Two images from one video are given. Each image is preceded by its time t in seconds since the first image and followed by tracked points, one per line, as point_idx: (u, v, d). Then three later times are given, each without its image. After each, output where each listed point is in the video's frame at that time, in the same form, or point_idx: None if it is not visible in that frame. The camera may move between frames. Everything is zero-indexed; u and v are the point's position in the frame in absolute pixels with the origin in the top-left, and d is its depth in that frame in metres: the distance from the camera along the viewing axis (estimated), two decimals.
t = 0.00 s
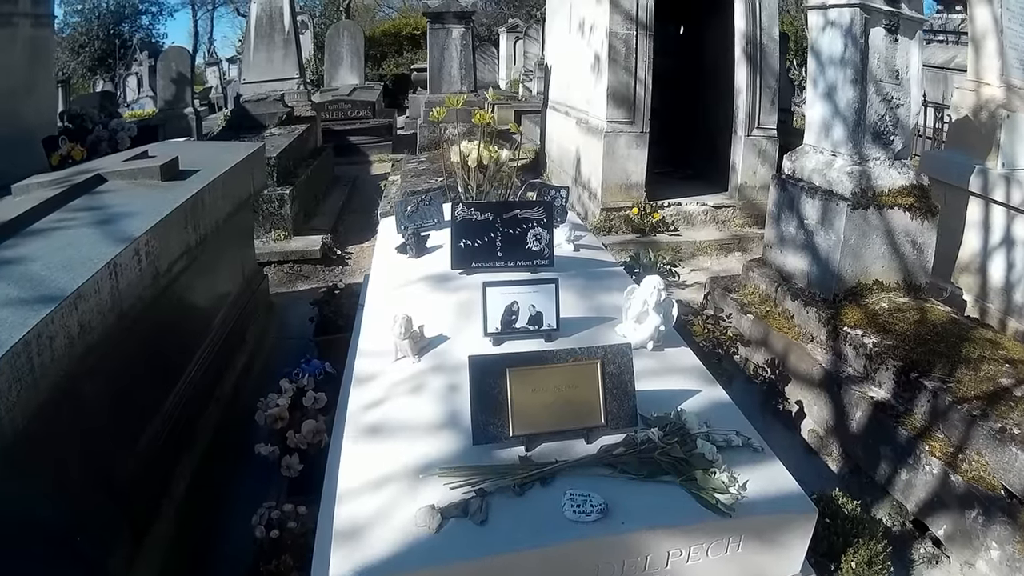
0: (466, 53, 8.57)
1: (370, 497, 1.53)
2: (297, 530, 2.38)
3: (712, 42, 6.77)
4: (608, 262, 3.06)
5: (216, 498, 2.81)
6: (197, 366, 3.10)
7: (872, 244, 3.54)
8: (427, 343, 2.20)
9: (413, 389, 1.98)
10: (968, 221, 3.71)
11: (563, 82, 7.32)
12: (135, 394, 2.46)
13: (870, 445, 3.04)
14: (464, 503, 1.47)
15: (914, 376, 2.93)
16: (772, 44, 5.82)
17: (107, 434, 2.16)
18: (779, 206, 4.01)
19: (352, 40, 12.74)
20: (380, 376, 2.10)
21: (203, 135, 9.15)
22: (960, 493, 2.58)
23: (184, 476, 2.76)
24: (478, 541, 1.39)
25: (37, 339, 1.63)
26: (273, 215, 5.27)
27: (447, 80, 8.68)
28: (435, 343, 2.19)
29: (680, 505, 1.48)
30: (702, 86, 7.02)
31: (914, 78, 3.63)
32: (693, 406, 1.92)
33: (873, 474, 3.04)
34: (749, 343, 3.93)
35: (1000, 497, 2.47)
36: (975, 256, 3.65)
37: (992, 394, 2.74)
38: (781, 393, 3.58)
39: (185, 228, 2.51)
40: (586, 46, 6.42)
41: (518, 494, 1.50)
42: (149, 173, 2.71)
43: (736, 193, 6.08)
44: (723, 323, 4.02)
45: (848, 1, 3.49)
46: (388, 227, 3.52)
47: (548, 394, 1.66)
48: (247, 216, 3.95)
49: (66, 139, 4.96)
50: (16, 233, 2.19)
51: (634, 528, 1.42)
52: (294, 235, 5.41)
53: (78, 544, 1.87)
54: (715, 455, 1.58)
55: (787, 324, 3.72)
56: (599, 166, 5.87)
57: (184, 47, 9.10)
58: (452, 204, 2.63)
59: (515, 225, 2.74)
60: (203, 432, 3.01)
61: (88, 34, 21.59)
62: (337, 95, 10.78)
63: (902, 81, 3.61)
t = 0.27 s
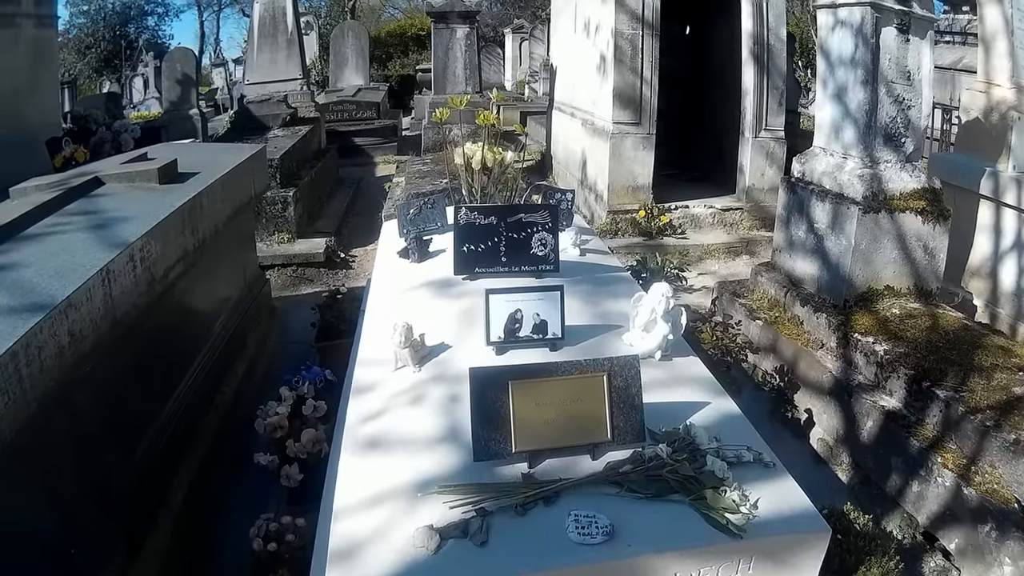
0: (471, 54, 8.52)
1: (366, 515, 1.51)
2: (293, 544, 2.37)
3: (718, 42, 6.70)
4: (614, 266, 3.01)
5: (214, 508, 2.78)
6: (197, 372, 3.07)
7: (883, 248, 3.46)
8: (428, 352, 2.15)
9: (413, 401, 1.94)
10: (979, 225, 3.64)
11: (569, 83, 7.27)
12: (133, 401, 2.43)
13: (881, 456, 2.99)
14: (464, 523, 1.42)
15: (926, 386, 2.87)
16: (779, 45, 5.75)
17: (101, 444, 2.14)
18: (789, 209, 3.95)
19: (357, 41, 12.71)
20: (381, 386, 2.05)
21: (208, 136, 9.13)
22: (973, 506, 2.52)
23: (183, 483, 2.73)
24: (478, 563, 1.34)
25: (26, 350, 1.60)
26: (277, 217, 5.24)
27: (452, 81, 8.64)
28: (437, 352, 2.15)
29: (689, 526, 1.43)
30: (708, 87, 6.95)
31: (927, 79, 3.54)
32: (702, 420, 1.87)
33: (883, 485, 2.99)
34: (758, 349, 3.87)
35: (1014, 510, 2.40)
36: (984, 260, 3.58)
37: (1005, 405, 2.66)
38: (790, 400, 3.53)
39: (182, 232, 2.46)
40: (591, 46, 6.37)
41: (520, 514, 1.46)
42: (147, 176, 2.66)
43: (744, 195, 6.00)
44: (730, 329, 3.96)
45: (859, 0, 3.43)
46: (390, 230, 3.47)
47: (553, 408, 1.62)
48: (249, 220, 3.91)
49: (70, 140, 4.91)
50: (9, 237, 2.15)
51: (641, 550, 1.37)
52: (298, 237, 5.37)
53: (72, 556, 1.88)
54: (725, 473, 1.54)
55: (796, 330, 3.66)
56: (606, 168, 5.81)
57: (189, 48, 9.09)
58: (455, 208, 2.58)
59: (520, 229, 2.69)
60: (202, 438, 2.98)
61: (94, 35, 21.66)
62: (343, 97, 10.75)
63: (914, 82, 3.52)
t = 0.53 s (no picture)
0: (475, 54, 8.47)
1: (364, 532, 1.49)
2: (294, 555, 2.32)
3: (724, 41, 6.64)
4: (621, 272, 2.95)
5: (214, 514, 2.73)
6: (197, 376, 3.02)
7: (895, 254, 3.39)
8: (428, 361, 2.10)
9: (412, 412, 1.90)
10: (990, 229, 3.56)
11: (574, 84, 7.22)
12: (130, 408, 2.40)
13: (892, 465, 2.93)
14: (463, 545, 1.41)
15: (938, 395, 2.80)
16: (786, 45, 5.68)
17: (96, 453, 2.11)
18: (798, 213, 3.89)
19: (362, 42, 12.68)
20: (381, 396, 2.00)
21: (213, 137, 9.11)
22: (986, 520, 2.46)
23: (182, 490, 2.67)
24: None
25: (14, 361, 1.60)
26: (281, 219, 5.19)
27: (456, 81, 8.60)
28: (437, 361, 2.09)
29: (697, 549, 1.41)
30: (713, 87, 6.89)
31: (939, 80, 3.47)
32: (711, 434, 1.84)
33: (895, 496, 2.93)
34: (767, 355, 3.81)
35: None
36: (995, 265, 3.50)
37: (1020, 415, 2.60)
38: (800, 406, 3.47)
39: (177, 235, 2.41)
40: (596, 46, 6.31)
41: (522, 536, 1.44)
42: (143, 181, 2.63)
43: (751, 197, 5.94)
44: (739, 334, 3.91)
45: None
46: (393, 234, 3.42)
47: (556, 423, 1.62)
48: (250, 223, 3.86)
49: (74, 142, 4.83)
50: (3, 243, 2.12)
51: None
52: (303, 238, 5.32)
53: (68, 568, 1.88)
54: (734, 493, 1.52)
55: (806, 336, 3.60)
56: (612, 170, 5.75)
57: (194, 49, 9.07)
58: (457, 213, 2.53)
59: (525, 233, 2.63)
60: (202, 443, 2.92)
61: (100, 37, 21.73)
62: (348, 97, 10.72)
63: (926, 84, 3.46)
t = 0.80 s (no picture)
0: (479, 54, 8.42)
1: (360, 552, 1.46)
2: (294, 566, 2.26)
3: (730, 41, 6.56)
4: (628, 277, 2.89)
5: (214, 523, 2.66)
6: (197, 378, 2.95)
7: (907, 259, 3.31)
8: (428, 372, 2.05)
9: (409, 426, 1.85)
10: (1001, 232, 3.48)
11: (579, 84, 7.15)
12: (126, 412, 2.33)
13: (903, 476, 2.86)
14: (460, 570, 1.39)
15: (951, 405, 2.73)
16: (794, 45, 5.60)
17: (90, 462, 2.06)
18: (808, 217, 3.83)
19: (366, 42, 12.64)
20: (378, 407, 1.94)
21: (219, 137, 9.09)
22: (1000, 535, 2.39)
23: (180, 496, 2.60)
24: None
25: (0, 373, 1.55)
26: (285, 220, 5.15)
27: (460, 82, 8.55)
28: (437, 371, 2.04)
29: None
30: (720, 87, 6.82)
31: (951, 81, 3.39)
32: (719, 451, 1.82)
33: (906, 507, 2.85)
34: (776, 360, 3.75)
35: None
36: (1006, 268, 3.42)
37: None
38: (809, 413, 3.40)
39: (170, 238, 2.37)
40: (601, 46, 6.25)
41: (522, 561, 1.42)
42: (138, 184, 2.58)
43: (759, 199, 5.86)
44: (747, 338, 3.84)
45: None
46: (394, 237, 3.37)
47: (556, 440, 1.60)
48: (250, 224, 3.80)
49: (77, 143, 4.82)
50: None
51: None
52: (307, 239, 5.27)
53: None
54: (745, 515, 1.49)
55: (816, 342, 3.53)
56: (618, 170, 5.69)
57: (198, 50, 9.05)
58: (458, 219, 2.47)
59: (528, 239, 2.57)
60: (202, 447, 2.85)
61: (106, 37, 21.79)
62: (352, 98, 10.68)
63: (938, 85, 3.38)
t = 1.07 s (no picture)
0: (484, 53, 8.35)
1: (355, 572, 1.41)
2: None
3: (738, 40, 6.48)
4: (636, 282, 2.82)
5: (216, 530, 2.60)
6: (196, 381, 2.88)
7: (918, 263, 3.23)
8: (427, 382, 1.98)
9: (408, 439, 1.79)
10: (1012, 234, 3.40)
11: (585, 83, 7.08)
12: (122, 416, 2.27)
13: (915, 487, 2.78)
14: None
15: (964, 414, 2.65)
16: (803, 44, 5.51)
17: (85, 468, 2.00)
18: (818, 220, 3.75)
19: (370, 41, 12.58)
20: (375, 418, 1.88)
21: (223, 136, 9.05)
22: (1015, 550, 2.32)
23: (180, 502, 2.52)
24: None
25: None
26: (288, 221, 5.09)
27: (465, 81, 8.49)
28: (436, 381, 1.98)
29: None
30: (727, 86, 6.74)
31: (965, 81, 3.27)
32: (729, 468, 1.76)
33: (917, 519, 2.78)
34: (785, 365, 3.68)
35: None
36: (1017, 271, 3.34)
37: None
38: (819, 420, 3.33)
39: (164, 241, 2.33)
40: (607, 45, 6.17)
41: None
42: (132, 186, 2.55)
43: (768, 200, 5.78)
44: (756, 343, 3.77)
45: None
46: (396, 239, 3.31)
47: (557, 460, 1.56)
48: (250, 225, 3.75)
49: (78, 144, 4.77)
50: None
51: None
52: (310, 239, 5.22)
53: None
54: (756, 539, 1.45)
55: (826, 348, 3.45)
56: (625, 171, 5.62)
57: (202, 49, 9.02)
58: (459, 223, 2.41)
59: (531, 244, 2.51)
60: (203, 452, 2.78)
61: (110, 36, 21.83)
62: (356, 97, 10.63)
63: (951, 85, 3.26)
